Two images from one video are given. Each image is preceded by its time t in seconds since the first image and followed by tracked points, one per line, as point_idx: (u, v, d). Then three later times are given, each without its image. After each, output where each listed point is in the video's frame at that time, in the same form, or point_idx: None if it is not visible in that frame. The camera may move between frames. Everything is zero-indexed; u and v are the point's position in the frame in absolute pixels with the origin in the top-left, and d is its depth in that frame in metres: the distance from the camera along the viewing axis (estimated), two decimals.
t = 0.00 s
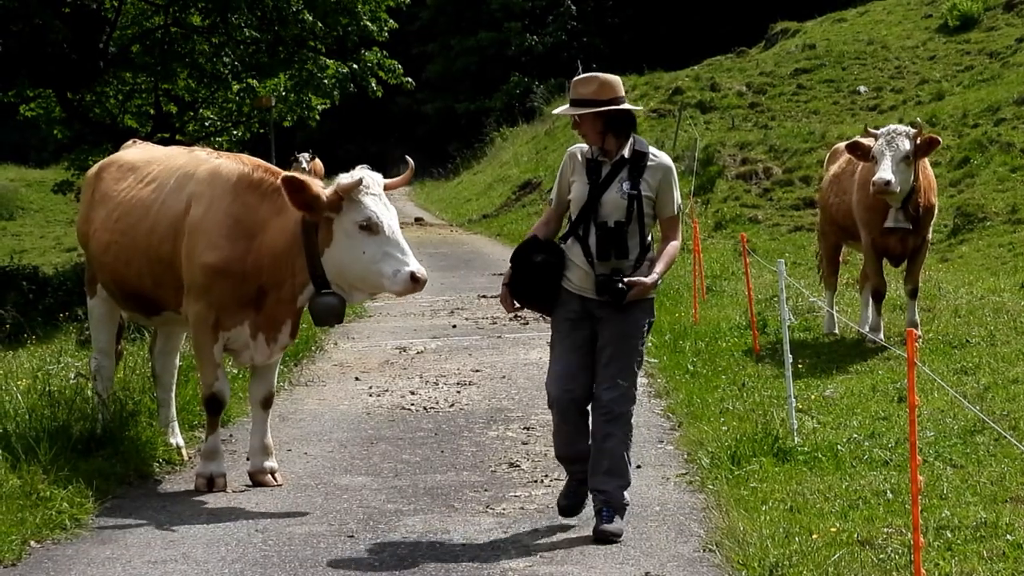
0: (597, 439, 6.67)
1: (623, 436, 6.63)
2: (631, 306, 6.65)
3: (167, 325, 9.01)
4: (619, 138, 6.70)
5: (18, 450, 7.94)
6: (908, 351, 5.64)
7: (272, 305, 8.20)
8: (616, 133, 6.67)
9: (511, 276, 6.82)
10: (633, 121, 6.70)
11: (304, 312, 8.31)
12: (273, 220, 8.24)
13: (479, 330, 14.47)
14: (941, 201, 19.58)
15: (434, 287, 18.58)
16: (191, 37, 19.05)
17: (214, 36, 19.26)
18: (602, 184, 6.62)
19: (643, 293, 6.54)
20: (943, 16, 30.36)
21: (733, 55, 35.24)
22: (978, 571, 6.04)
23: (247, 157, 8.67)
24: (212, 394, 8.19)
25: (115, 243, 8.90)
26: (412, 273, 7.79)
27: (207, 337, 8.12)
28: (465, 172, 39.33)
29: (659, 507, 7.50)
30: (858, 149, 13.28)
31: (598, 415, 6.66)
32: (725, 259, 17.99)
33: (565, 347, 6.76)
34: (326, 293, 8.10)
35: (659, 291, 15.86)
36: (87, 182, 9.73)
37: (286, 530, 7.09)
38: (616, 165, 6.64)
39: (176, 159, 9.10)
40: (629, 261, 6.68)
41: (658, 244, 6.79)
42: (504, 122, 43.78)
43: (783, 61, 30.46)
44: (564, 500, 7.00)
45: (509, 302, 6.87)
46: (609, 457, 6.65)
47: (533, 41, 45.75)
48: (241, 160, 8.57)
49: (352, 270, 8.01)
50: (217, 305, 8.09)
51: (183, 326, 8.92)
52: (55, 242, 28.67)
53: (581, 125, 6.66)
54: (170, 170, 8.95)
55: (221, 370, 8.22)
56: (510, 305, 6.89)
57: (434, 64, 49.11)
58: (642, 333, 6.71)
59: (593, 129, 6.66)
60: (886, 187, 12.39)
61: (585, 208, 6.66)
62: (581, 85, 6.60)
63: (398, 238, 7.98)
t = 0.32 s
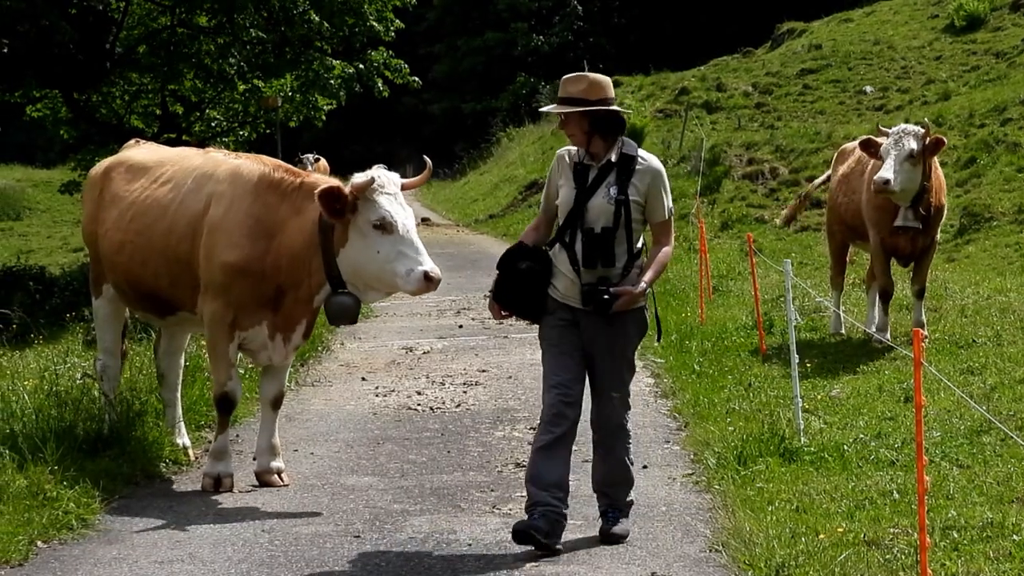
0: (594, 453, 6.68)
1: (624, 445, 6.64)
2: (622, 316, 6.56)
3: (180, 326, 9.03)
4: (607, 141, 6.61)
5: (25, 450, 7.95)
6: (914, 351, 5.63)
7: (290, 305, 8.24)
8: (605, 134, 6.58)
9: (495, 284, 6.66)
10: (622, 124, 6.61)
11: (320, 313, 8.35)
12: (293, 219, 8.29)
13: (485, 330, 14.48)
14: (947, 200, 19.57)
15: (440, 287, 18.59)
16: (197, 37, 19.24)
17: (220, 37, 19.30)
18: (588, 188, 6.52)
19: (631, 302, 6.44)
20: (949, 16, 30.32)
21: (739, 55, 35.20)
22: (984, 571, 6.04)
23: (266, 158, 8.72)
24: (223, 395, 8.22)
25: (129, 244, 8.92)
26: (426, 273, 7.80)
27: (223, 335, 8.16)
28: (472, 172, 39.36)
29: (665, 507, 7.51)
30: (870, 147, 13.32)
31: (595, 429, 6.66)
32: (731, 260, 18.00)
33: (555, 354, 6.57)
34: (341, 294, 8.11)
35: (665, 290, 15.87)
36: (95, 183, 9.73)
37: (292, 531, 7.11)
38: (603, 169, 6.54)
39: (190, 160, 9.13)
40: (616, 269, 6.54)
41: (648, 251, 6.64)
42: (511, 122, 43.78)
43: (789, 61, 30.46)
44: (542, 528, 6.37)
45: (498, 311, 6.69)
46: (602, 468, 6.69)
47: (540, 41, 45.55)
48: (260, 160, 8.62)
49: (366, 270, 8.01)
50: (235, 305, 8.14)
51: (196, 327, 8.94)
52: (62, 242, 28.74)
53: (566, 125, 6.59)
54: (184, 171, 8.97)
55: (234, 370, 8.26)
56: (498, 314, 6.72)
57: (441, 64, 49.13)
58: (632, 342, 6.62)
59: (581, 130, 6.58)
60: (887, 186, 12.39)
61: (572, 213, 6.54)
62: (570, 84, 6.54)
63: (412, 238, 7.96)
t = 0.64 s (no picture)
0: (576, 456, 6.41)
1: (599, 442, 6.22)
2: (602, 313, 6.34)
3: (193, 326, 9.06)
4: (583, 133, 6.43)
5: (35, 451, 7.98)
6: (923, 352, 5.62)
7: (306, 306, 8.28)
8: (584, 127, 6.39)
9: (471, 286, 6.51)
10: (599, 115, 6.43)
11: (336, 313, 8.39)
12: (309, 220, 8.31)
13: (495, 330, 14.49)
14: (956, 201, 19.54)
15: (449, 288, 18.62)
16: (206, 38, 19.26)
17: (229, 37, 19.34)
18: (564, 185, 6.37)
19: (613, 300, 6.25)
20: (958, 16, 30.27)
21: (748, 56, 35.18)
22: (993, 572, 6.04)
23: (282, 158, 8.77)
24: (237, 395, 8.25)
25: (143, 244, 8.93)
26: (418, 269, 7.68)
27: (239, 335, 8.18)
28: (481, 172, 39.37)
29: (674, 508, 7.52)
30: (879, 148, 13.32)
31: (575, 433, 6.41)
32: (740, 260, 18.00)
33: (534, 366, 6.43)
34: (355, 296, 8.10)
35: (674, 291, 15.88)
36: (105, 182, 9.75)
37: (302, 531, 7.13)
38: (578, 164, 6.38)
39: (205, 160, 9.16)
40: (595, 266, 6.39)
41: (623, 246, 6.49)
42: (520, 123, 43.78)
43: (798, 61, 30.44)
44: (551, 546, 6.39)
45: (468, 312, 6.55)
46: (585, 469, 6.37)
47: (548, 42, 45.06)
48: (276, 161, 8.66)
49: (368, 271, 7.98)
50: (251, 305, 8.17)
51: (209, 327, 8.97)
52: (72, 243, 28.82)
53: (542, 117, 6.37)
54: (199, 171, 9.01)
55: (248, 370, 8.28)
56: (469, 314, 6.55)
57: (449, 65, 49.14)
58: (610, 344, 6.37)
59: (567, 123, 6.35)
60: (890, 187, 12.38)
61: (547, 211, 6.38)
62: (559, 76, 6.30)
63: (412, 237, 7.87)
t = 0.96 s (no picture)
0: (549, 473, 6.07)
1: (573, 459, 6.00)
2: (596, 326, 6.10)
3: (212, 325, 9.12)
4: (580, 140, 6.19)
5: (52, 451, 8.03)
6: (940, 353, 5.62)
7: (324, 306, 8.30)
8: (583, 134, 6.16)
9: (462, 298, 6.22)
10: (598, 122, 6.21)
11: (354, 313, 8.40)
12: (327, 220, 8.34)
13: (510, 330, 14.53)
14: (972, 202, 19.49)
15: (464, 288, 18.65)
16: (224, 37, 19.30)
17: (246, 38, 19.42)
18: (559, 193, 6.10)
19: (608, 313, 6.01)
20: (974, 16, 30.20)
21: (763, 56, 35.15)
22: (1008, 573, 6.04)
23: (301, 159, 8.81)
24: (254, 395, 8.30)
25: (162, 244, 9.00)
26: (414, 271, 7.64)
27: (257, 335, 8.21)
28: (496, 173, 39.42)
29: (691, 508, 7.54)
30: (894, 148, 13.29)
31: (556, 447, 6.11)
32: (756, 261, 18.00)
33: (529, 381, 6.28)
34: (367, 293, 8.10)
35: (690, 291, 15.88)
36: (124, 182, 9.81)
37: (318, 530, 7.17)
38: (574, 173, 6.11)
39: (224, 160, 9.20)
40: (590, 278, 6.14)
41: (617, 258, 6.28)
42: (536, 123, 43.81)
43: (814, 62, 30.41)
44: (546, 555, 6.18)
45: (457, 326, 6.26)
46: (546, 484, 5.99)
47: (564, 42, 45.37)
48: (296, 161, 8.69)
49: (373, 272, 7.97)
50: (269, 304, 8.21)
51: (227, 327, 9.02)
52: (89, 243, 28.97)
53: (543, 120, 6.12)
54: (219, 171, 9.05)
55: (265, 370, 8.32)
56: (457, 328, 6.26)
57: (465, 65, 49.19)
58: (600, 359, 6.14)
59: (568, 127, 6.10)
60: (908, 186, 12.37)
61: (542, 220, 6.10)
62: (564, 77, 6.06)
63: (413, 235, 7.84)
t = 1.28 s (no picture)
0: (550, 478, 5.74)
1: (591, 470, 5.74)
2: (596, 325, 5.76)
3: (235, 325, 9.18)
4: (583, 127, 5.87)
5: (75, 450, 8.10)
6: (962, 352, 5.62)
7: (345, 304, 8.34)
8: (586, 121, 5.84)
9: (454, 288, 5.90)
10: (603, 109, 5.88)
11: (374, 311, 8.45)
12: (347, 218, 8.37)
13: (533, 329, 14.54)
14: (995, 201, 19.39)
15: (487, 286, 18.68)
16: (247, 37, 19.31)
17: (268, 37, 19.48)
18: (556, 181, 5.77)
19: (605, 309, 5.65)
20: (997, 15, 30.04)
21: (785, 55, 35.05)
22: None
23: (323, 158, 8.86)
24: (276, 393, 8.35)
25: (186, 244, 9.06)
26: (410, 270, 7.55)
27: (279, 332, 8.26)
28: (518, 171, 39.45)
29: (713, 507, 7.55)
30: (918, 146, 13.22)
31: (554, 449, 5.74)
32: (778, 260, 17.94)
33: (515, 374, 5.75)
34: (384, 292, 8.18)
35: (712, 290, 15.85)
36: (149, 183, 9.89)
37: (341, 529, 7.23)
38: (573, 160, 5.78)
39: (248, 160, 9.26)
40: (588, 271, 5.79)
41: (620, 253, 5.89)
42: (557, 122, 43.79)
43: (836, 61, 30.30)
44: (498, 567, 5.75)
45: (453, 319, 5.93)
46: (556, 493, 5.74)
47: (586, 41, 45.37)
48: (318, 160, 8.74)
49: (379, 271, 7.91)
50: (291, 302, 8.25)
51: (251, 326, 9.08)
52: (112, 242, 29.14)
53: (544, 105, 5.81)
54: (242, 171, 9.11)
55: (287, 369, 8.37)
56: (455, 322, 5.93)
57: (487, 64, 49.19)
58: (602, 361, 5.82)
59: (569, 113, 5.78)
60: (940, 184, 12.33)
61: (537, 209, 5.77)
62: (567, 62, 5.75)
63: (416, 231, 7.75)
